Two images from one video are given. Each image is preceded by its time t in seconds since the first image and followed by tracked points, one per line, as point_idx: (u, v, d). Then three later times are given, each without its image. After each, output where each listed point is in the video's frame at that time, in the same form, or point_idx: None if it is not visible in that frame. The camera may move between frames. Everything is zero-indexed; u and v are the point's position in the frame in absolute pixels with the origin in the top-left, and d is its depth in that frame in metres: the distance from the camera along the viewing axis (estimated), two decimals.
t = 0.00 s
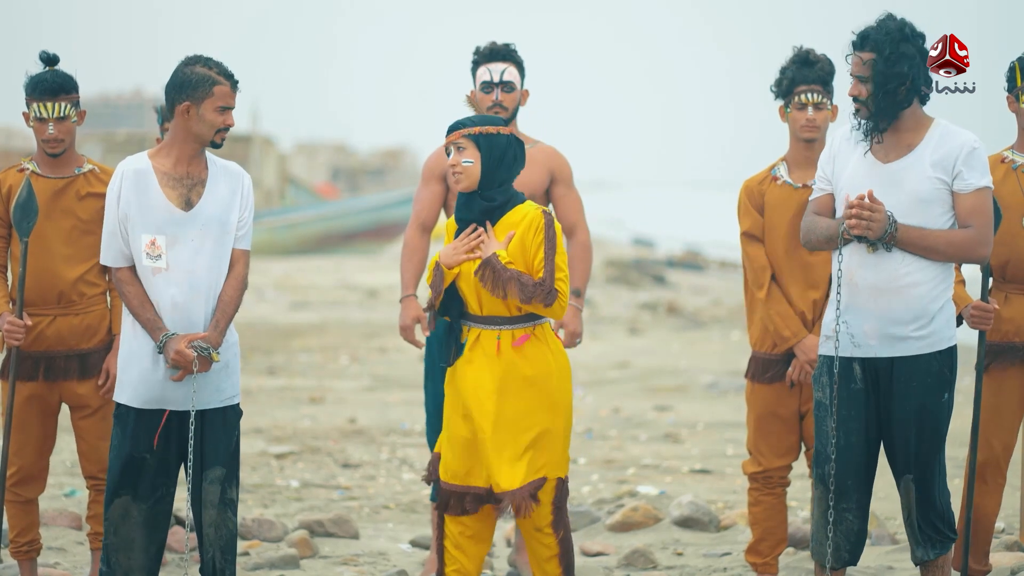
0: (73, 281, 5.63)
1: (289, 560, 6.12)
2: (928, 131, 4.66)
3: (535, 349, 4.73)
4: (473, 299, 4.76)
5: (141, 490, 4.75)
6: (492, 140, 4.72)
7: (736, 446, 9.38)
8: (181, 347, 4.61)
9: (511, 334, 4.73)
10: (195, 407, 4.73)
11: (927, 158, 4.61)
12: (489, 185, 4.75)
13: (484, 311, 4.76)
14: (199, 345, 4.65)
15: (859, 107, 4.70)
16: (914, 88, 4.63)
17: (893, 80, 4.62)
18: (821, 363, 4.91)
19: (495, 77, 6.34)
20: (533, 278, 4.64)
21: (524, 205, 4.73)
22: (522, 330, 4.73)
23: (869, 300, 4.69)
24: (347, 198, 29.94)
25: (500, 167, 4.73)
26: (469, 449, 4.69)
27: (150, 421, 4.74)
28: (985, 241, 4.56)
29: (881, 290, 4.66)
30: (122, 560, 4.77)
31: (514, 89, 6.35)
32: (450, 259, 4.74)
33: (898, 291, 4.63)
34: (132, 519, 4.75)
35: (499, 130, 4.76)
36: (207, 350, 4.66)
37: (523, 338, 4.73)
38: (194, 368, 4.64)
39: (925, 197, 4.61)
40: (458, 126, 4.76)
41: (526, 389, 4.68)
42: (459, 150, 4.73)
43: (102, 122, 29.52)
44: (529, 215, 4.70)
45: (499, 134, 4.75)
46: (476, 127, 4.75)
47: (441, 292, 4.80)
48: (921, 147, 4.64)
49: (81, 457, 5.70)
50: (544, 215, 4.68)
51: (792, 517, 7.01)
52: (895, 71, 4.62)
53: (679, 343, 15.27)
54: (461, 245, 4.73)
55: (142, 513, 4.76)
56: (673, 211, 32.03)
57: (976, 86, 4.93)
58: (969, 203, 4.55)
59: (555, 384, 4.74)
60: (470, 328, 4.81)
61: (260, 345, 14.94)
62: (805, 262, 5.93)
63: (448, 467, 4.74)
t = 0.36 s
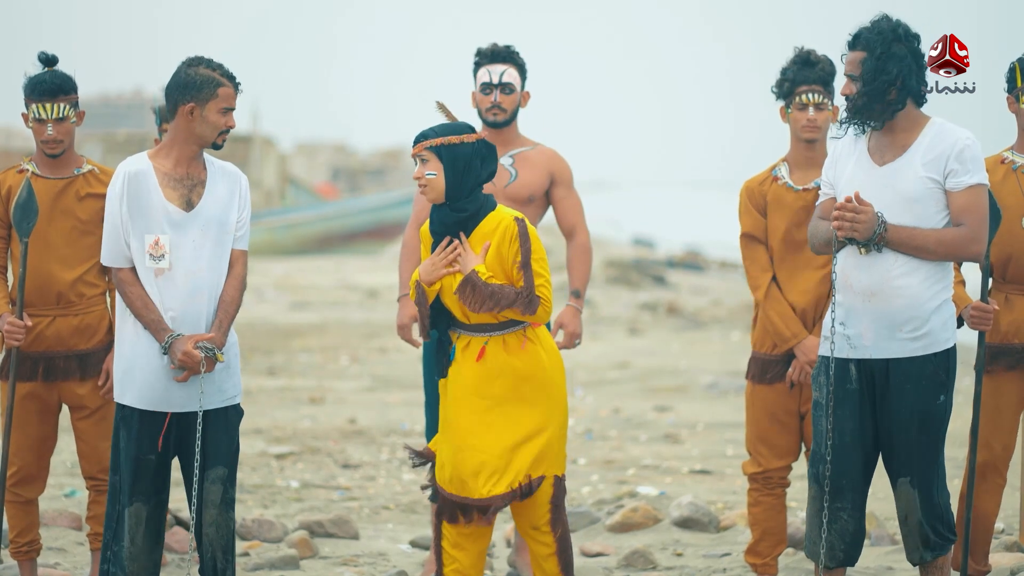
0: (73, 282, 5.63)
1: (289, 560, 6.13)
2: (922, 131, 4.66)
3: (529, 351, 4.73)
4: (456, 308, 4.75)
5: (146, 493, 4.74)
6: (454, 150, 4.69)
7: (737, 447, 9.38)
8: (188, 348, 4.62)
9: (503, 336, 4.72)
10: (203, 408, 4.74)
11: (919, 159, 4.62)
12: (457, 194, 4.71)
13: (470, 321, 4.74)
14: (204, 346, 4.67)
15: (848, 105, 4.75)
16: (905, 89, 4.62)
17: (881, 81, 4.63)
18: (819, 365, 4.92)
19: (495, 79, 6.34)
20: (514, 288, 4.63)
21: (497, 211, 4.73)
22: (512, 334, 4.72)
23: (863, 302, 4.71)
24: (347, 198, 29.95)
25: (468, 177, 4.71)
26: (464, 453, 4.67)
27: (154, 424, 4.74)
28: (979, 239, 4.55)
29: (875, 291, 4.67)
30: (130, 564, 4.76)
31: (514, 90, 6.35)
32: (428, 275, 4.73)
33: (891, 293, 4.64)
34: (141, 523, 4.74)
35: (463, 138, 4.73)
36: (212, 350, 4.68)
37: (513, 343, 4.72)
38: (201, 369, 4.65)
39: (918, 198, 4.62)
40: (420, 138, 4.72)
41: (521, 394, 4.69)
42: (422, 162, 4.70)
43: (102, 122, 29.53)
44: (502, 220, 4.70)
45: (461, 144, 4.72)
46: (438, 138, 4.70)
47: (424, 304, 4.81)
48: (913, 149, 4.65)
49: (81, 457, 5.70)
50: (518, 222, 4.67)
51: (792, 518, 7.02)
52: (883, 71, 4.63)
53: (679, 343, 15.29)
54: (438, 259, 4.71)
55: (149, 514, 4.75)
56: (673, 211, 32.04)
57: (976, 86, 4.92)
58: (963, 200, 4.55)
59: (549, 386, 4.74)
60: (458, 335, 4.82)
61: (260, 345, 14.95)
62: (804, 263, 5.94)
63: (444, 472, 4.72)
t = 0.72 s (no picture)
0: (73, 282, 5.64)
1: (289, 560, 6.13)
2: (923, 132, 4.66)
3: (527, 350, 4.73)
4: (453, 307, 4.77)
5: (144, 492, 4.75)
6: (453, 150, 4.69)
7: (736, 447, 9.38)
8: (190, 348, 4.61)
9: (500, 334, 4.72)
10: (206, 407, 4.75)
11: (920, 160, 4.62)
12: (456, 194, 4.71)
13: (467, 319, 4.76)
14: (207, 345, 4.67)
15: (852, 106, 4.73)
16: (907, 91, 4.62)
17: (884, 81, 4.63)
18: (819, 365, 4.92)
19: (493, 80, 6.35)
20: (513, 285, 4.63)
21: (495, 209, 4.74)
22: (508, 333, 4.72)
23: (862, 303, 4.71)
24: (348, 198, 29.96)
25: (467, 178, 4.70)
26: (462, 451, 4.69)
27: (153, 424, 4.74)
28: (979, 241, 4.56)
29: (875, 292, 4.67)
30: (127, 561, 4.78)
31: (513, 91, 6.36)
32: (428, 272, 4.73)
33: (891, 294, 4.65)
34: (137, 521, 4.76)
35: (462, 138, 4.72)
36: (214, 349, 4.68)
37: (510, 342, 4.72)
38: (203, 368, 4.65)
39: (918, 199, 4.62)
40: (419, 137, 4.71)
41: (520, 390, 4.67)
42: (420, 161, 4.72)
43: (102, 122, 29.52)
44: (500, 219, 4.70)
45: (461, 143, 4.71)
46: (437, 139, 4.69)
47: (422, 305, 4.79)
48: (914, 150, 4.65)
49: (81, 457, 5.70)
50: (518, 220, 4.67)
51: (792, 518, 7.02)
52: (887, 71, 4.63)
53: (679, 343, 15.30)
54: (437, 258, 4.71)
55: (146, 513, 4.76)
56: (673, 211, 32.05)
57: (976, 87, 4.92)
58: (963, 201, 4.55)
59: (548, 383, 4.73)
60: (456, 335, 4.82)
61: (260, 345, 14.95)
62: (805, 263, 5.93)
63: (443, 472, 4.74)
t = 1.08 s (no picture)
0: (73, 282, 5.63)
1: (289, 560, 6.12)
2: (926, 132, 4.66)
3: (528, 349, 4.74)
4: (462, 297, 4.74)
5: (144, 492, 4.74)
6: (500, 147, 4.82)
7: (737, 447, 9.38)
8: (190, 347, 4.61)
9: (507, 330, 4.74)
10: (204, 407, 4.75)
11: (922, 160, 4.62)
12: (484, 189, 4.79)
13: (475, 309, 4.76)
14: (206, 345, 4.65)
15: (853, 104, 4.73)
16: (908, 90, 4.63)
17: (886, 79, 4.64)
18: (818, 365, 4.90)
19: (492, 80, 6.35)
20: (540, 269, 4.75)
21: (503, 199, 4.81)
22: (515, 323, 4.75)
23: (865, 302, 4.70)
24: (348, 198, 29.95)
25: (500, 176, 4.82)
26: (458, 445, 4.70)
27: (153, 425, 4.74)
28: (982, 241, 4.56)
29: (878, 292, 4.66)
30: (128, 562, 4.77)
31: (511, 91, 6.37)
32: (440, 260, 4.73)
33: (894, 294, 4.64)
34: (138, 521, 4.75)
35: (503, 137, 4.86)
36: (214, 349, 4.66)
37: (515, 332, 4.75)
38: (203, 367, 4.64)
39: (921, 199, 4.62)
40: (480, 127, 4.76)
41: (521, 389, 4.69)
42: (463, 154, 4.73)
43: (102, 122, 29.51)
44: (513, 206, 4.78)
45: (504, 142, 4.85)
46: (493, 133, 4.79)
47: (427, 295, 4.78)
48: (916, 150, 4.65)
49: (81, 458, 5.70)
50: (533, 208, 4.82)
51: (792, 518, 7.01)
52: (889, 69, 4.64)
53: (679, 343, 15.29)
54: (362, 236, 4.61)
55: (147, 514, 4.76)
56: (672, 211, 32.04)
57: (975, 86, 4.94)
58: (966, 202, 4.55)
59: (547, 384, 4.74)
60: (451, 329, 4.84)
61: (260, 345, 14.95)
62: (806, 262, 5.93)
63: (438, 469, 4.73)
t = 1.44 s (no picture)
0: (73, 283, 5.63)
1: (289, 562, 6.12)
2: (927, 134, 4.65)
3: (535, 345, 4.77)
4: (493, 286, 4.72)
5: (145, 494, 4.75)
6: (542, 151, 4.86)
7: (737, 448, 9.37)
8: (189, 349, 4.60)
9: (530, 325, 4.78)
10: (203, 409, 4.74)
11: (924, 161, 4.62)
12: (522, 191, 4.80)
13: (498, 301, 4.75)
14: (205, 346, 4.66)
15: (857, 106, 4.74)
16: (912, 91, 4.62)
17: (890, 80, 4.63)
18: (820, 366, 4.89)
19: (495, 81, 6.36)
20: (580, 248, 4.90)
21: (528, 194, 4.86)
22: (535, 316, 4.80)
23: (866, 303, 4.70)
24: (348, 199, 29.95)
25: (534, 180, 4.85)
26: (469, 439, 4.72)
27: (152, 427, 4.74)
28: (983, 242, 4.56)
29: (879, 292, 4.66)
30: (129, 564, 4.78)
31: (514, 92, 6.37)
32: (475, 247, 4.69)
33: (895, 294, 4.64)
34: (138, 523, 4.75)
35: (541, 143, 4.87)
36: (213, 351, 4.67)
37: (535, 324, 4.80)
38: (201, 369, 4.64)
39: (923, 200, 4.61)
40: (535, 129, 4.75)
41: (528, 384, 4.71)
42: (525, 157, 4.72)
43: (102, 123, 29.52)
44: (541, 199, 4.86)
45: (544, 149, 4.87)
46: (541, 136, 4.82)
47: (461, 283, 4.67)
48: (919, 151, 4.65)
49: (81, 460, 5.70)
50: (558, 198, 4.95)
51: (792, 519, 7.01)
52: (893, 71, 4.64)
53: (679, 344, 15.28)
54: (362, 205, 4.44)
55: (147, 516, 4.76)
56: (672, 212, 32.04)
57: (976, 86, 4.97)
58: (968, 203, 4.55)
59: (553, 382, 4.78)
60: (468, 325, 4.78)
61: (260, 346, 14.95)
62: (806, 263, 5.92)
63: (443, 467, 4.75)
